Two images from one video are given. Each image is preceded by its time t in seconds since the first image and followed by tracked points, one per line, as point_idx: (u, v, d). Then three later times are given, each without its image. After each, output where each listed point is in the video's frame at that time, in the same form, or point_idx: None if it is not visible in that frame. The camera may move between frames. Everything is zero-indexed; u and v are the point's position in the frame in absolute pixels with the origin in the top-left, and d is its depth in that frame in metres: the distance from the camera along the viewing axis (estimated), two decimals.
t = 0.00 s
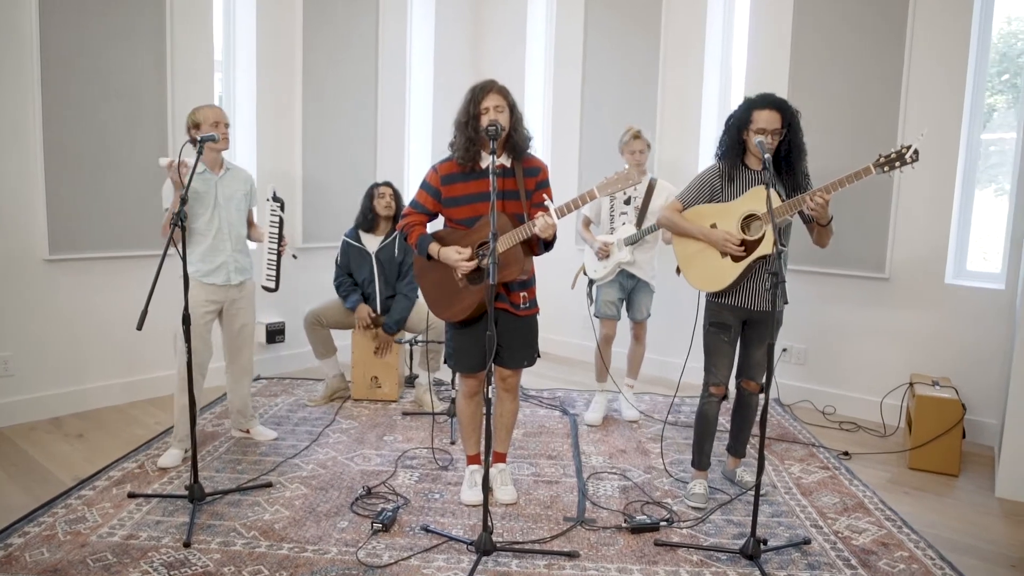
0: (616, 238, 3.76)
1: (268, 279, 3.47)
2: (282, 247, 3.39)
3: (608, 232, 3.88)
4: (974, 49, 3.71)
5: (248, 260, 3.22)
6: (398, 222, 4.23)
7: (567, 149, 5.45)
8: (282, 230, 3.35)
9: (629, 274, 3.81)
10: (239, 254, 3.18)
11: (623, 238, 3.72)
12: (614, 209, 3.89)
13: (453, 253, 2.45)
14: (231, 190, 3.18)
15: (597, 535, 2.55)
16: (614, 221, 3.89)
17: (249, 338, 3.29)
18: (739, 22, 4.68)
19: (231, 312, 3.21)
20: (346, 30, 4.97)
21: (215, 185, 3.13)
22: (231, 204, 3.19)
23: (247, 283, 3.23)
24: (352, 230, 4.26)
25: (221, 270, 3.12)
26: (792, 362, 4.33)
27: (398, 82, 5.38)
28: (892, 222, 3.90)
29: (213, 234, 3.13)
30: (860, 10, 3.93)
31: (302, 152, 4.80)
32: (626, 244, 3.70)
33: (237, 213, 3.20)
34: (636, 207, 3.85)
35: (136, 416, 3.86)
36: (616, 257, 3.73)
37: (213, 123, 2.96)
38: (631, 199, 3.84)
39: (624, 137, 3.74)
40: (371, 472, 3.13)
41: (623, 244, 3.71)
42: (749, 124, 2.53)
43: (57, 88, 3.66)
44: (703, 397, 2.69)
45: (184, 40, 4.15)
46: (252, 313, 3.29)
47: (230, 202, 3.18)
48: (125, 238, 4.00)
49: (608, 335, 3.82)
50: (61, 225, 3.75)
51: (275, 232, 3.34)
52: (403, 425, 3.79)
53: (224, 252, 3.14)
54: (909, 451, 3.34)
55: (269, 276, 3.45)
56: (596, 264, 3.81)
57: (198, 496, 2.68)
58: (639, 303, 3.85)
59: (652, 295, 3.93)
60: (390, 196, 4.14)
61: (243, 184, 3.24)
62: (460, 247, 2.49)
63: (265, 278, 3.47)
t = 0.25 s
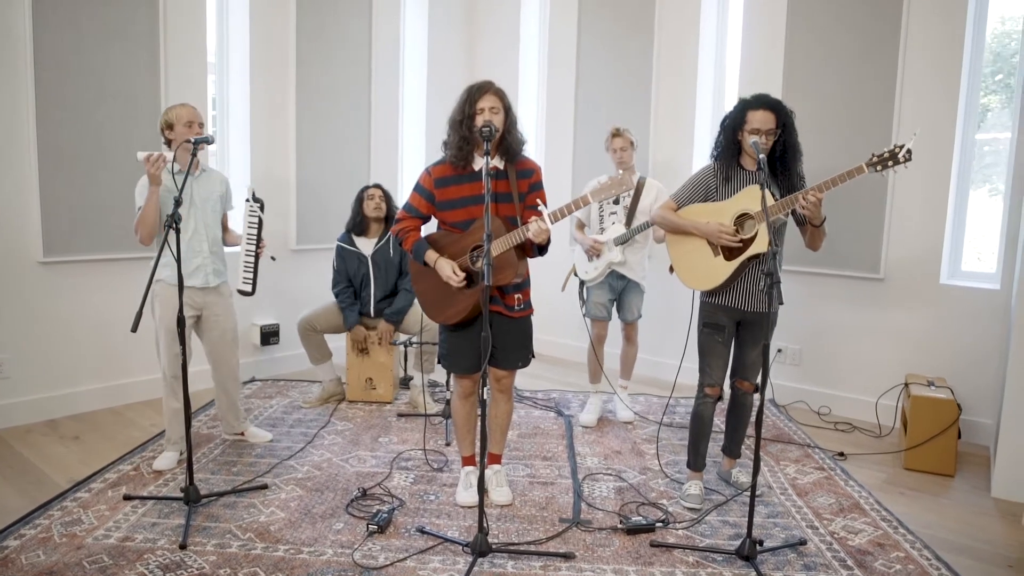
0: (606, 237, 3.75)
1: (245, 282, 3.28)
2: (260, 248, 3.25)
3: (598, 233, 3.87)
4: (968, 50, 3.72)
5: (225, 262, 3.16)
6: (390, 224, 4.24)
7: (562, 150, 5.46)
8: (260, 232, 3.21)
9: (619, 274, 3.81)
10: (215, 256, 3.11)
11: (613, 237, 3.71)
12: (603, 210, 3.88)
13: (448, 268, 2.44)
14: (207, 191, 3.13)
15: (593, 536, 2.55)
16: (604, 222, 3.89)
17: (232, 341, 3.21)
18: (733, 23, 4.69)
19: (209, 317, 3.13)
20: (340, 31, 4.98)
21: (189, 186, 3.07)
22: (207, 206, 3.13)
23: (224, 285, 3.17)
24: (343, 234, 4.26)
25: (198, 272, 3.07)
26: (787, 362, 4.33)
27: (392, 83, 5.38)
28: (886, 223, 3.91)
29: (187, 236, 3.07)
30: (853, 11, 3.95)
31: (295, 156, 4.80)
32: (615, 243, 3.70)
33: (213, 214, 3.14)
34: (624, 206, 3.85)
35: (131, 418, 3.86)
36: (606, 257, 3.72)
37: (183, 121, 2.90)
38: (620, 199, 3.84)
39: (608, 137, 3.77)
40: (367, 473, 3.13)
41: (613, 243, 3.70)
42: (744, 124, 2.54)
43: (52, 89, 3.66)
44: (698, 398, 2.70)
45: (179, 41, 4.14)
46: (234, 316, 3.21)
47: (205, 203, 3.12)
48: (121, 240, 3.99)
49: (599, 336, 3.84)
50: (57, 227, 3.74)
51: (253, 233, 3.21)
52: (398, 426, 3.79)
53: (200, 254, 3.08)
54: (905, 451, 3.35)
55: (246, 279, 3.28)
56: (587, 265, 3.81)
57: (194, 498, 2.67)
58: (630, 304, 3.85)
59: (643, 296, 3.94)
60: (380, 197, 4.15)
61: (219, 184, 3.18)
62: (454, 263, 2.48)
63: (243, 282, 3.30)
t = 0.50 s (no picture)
0: (606, 236, 3.74)
1: (234, 282, 3.05)
2: (252, 248, 3.04)
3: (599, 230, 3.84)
4: (973, 45, 3.70)
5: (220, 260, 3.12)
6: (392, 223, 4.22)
7: (565, 147, 5.45)
8: (253, 231, 3.01)
9: (621, 272, 3.81)
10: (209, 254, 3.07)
11: (614, 236, 3.70)
12: (604, 207, 3.84)
13: (450, 252, 2.43)
14: (202, 189, 3.09)
15: (596, 533, 2.55)
16: (604, 218, 3.86)
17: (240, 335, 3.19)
18: (736, 19, 4.67)
19: (209, 316, 3.10)
20: (343, 29, 4.97)
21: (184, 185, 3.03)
22: (202, 204, 3.09)
23: (219, 284, 3.12)
24: (346, 231, 4.25)
25: (192, 271, 3.03)
26: (791, 360, 4.33)
27: (395, 80, 5.38)
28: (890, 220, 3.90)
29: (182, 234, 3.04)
30: (856, 8, 3.93)
31: (298, 154, 4.81)
32: (617, 241, 3.69)
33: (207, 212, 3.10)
34: (625, 204, 3.82)
35: (135, 415, 3.87)
36: (608, 255, 3.71)
37: (173, 119, 2.88)
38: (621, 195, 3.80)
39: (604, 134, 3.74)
40: (370, 470, 3.14)
41: (615, 242, 3.69)
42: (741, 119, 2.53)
43: (56, 88, 3.67)
44: (699, 398, 2.69)
45: (181, 39, 4.15)
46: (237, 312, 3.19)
47: (200, 201, 3.08)
48: (125, 237, 4.00)
49: (601, 334, 3.83)
50: (60, 225, 3.75)
51: (244, 232, 3.01)
52: (401, 423, 3.79)
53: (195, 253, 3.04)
54: (909, 448, 3.34)
55: (235, 279, 3.05)
56: (587, 263, 3.81)
57: (198, 495, 2.68)
58: (632, 301, 3.85)
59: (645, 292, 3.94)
60: (382, 198, 4.14)
61: (215, 182, 3.15)
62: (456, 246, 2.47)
63: (232, 283, 3.07)
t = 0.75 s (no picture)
0: (611, 238, 3.74)
1: (245, 285, 3.01)
2: (260, 251, 3.03)
3: (605, 231, 3.85)
4: (980, 44, 3.68)
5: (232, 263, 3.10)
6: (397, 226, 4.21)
7: (570, 147, 5.44)
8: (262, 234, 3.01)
9: (626, 273, 3.81)
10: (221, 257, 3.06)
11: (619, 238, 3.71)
12: (609, 208, 3.84)
13: (450, 264, 2.44)
14: (217, 191, 3.09)
15: (599, 534, 2.54)
16: (609, 219, 3.86)
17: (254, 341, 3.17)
18: (742, 18, 4.65)
19: (220, 319, 3.10)
20: (348, 29, 4.98)
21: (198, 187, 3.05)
22: (216, 207, 3.09)
23: (231, 287, 3.11)
24: (351, 233, 4.24)
25: (203, 273, 3.02)
26: (796, 360, 4.31)
27: (401, 80, 5.38)
28: (897, 219, 3.87)
29: (195, 237, 3.04)
30: (862, 6, 3.91)
31: (304, 154, 4.81)
32: (622, 243, 3.68)
33: (221, 215, 3.10)
34: (630, 205, 3.82)
35: (140, 415, 3.88)
36: (613, 256, 3.71)
37: (183, 123, 2.88)
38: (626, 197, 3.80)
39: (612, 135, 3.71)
40: (373, 470, 3.14)
41: (620, 244, 3.69)
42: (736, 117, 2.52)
43: (62, 88, 3.68)
44: (700, 403, 2.68)
45: (187, 40, 4.16)
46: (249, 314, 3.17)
47: (214, 204, 3.09)
48: (130, 238, 4.01)
49: (607, 335, 3.82)
50: (66, 225, 3.77)
51: (254, 234, 3.00)
52: (406, 424, 3.79)
53: (206, 255, 3.03)
54: (915, 450, 3.32)
55: (244, 281, 3.01)
56: (593, 264, 3.81)
57: (201, 495, 2.68)
58: (637, 302, 3.84)
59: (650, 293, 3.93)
60: (390, 204, 4.12)
61: (231, 184, 3.14)
62: (457, 259, 2.48)
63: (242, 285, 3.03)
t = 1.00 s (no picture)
0: (614, 240, 3.75)
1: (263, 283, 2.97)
2: (276, 248, 2.95)
3: (607, 232, 3.85)
4: (982, 44, 3.67)
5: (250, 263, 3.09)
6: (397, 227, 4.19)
7: (571, 148, 5.44)
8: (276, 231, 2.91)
9: (628, 274, 3.79)
10: (238, 257, 3.05)
11: (622, 239, 3.71)
12: (613, 208, 3.82)
13: (451, 261, 2.45)
14: (238, 190, 3.07)
15: (598, 535, 2.54)
16: (612, 219, 3.83)
17: (268, 342, 3.16)
18: (744, 18, 4.65)
19: (237, 318, 3.10)
20: (350, 30, 4.98)
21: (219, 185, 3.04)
22: (237, 205, 3.07)
23: (249, 288, 3.10)
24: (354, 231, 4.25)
25: (218, 273, 3.03)
26: (797, 361, 4.30)
27: (402, 81, 5.38)
28: (898, 220, 3.87)
29: (214, 236, 3.05)
30: (862, 7, 3.91)
31: (305, 155, 4.82)
32: (625, 245, 3.70)
33: (241, 214, 3.07)
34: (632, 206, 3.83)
35: (140, 415, 3.88)
36: (615, 257, 3.71)
37: (204, 123, 2.91)
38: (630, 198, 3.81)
39: (624, 135, 3.71)
40: (373, 471, 3.14)
41: (622, 245, 3.70)
42: (732, 116, 2.52)
43: (62, 89, 3.69)
44: (696, 406, 2.67)
45: (187, 41, 4.17)
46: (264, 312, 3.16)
47: (234, 203, 3.07)
48: (130, 238, 4.02)
49: (609, 335, 3.83)
50: (67, 226, 3.77)
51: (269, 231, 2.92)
52: (406, 424, 3.79)
53: (224, 255, 3.04)
54: (915, 450, 3.31)
55: (263, 279, 2.96)
56: (595, 263, 3.81)
57: (201, 495, 2.69)
58: (639, 303, 3.85)
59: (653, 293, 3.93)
60: (391, 203, 4.12)
61: (254, 182, 3.11)
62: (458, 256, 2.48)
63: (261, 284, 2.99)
